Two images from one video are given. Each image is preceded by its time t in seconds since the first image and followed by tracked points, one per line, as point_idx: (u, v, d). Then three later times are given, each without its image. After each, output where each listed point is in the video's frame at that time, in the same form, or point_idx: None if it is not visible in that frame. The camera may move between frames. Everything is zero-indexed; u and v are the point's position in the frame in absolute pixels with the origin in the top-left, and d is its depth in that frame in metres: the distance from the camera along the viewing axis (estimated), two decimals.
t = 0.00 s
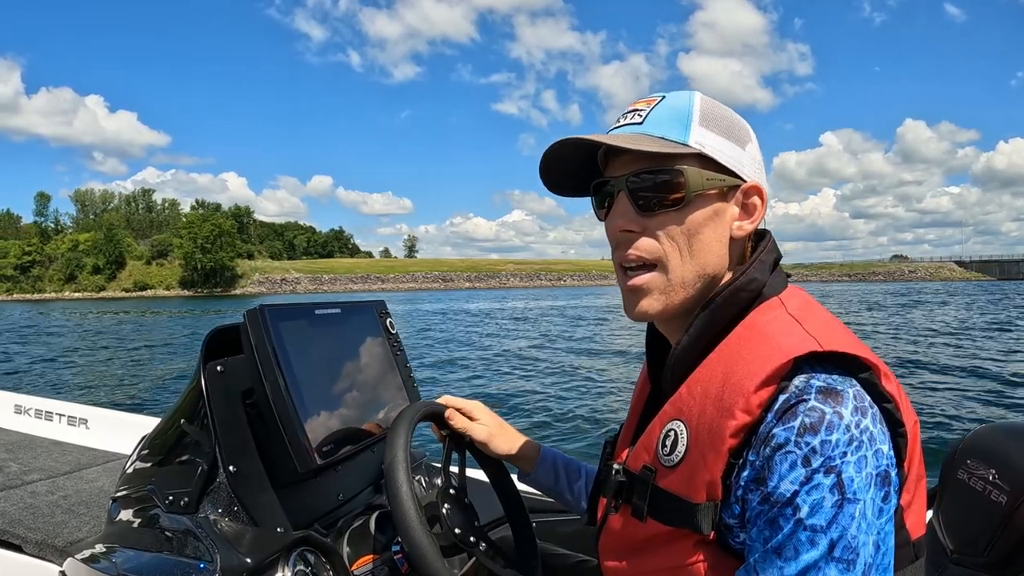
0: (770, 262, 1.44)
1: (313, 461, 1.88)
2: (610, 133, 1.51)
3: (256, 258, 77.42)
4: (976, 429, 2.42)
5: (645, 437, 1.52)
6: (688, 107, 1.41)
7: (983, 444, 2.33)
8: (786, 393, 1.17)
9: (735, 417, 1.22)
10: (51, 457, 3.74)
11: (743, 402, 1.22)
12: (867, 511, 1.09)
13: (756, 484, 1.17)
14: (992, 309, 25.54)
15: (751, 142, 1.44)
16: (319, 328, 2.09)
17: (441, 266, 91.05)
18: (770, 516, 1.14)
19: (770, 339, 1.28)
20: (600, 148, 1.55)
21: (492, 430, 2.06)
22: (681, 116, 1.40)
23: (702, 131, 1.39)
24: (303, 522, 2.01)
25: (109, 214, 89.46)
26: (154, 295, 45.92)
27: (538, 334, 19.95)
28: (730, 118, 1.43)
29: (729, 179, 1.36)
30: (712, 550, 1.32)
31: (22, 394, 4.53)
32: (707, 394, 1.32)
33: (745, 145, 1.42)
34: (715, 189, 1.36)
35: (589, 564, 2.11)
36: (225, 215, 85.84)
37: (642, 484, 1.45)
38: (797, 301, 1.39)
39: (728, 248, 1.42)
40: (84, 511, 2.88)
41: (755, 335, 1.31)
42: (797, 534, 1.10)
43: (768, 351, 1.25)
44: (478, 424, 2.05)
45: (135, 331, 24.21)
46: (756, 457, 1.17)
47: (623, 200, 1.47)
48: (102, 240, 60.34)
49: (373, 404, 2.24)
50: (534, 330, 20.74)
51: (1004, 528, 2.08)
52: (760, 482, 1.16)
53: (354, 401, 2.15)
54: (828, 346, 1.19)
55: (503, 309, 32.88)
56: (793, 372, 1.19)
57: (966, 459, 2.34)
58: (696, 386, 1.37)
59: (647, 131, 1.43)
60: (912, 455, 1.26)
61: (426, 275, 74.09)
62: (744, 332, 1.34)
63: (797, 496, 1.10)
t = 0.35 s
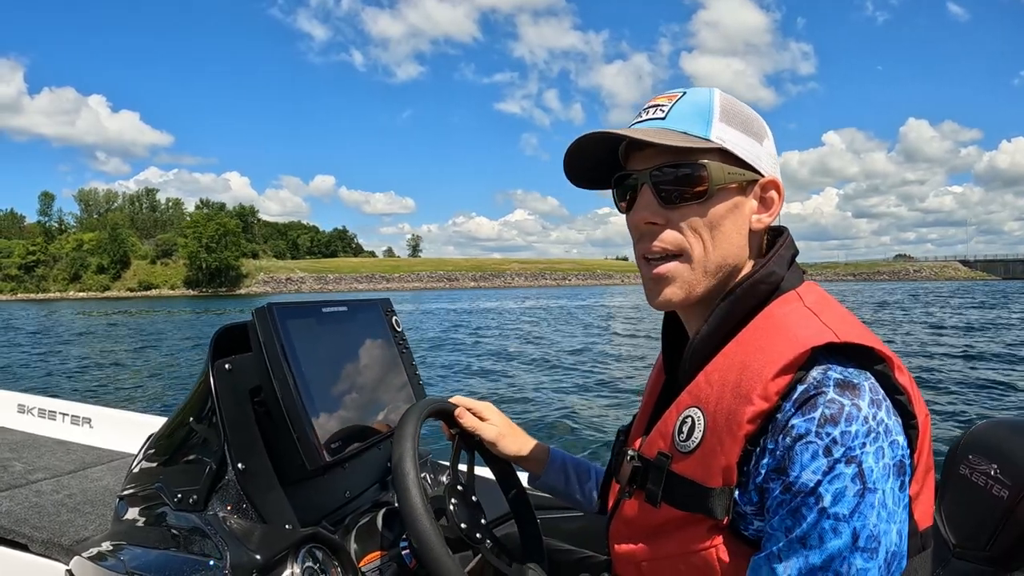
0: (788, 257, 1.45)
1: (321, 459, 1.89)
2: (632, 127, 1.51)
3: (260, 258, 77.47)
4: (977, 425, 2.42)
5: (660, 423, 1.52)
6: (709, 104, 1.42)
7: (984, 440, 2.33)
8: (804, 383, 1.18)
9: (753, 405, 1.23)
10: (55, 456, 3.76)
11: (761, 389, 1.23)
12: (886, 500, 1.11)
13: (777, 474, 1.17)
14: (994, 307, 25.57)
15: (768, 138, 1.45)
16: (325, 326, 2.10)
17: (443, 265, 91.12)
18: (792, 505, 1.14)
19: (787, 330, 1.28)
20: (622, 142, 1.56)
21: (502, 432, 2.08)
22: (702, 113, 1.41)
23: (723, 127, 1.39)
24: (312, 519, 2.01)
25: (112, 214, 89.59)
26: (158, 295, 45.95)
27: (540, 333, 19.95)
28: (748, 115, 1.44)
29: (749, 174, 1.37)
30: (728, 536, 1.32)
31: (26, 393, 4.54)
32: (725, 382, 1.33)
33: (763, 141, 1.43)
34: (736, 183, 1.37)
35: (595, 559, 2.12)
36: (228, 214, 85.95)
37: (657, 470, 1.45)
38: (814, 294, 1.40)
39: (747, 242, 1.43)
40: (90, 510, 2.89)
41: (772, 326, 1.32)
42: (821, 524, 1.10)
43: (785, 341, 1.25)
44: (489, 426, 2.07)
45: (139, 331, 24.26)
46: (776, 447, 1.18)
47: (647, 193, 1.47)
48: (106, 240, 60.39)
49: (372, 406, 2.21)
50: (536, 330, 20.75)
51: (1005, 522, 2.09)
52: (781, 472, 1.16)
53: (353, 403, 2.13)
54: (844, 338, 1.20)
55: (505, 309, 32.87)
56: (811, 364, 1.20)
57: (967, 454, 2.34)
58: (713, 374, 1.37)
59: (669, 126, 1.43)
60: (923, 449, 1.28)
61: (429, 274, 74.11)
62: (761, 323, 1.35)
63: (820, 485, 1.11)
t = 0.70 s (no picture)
0: (806, 255, 1.44)
1: (325, 457, 1.90)
2: (649, 124, 1.50)
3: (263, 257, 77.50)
4: (980, 424, 2.41)
5: (673, 416, 1.51)
6: (727, 99, 1.41)
7: (987, 439, 2.33)
8: (816, 376, 1.19)
9: (764, 396, 1.23)
10: (57, 455, 3.76)
11: (773, 380, 1.23)
12: (873, 493, 1.10)
13: (770, 452, 1.19)
14: (997, 306, 25.55)
15: (785, 133, 1.45)
16: (329, 325, 2.11)
17: (446, 264, 91.18)
18: (776, 479, 1.16)
19: (803, 324, 1.29)
20: (639, 138, 1.54)
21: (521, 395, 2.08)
22: (720, 108, 1.40)
23: (741, 123, 1.39)
24: (315, 518, 2.01)
25: (116, 213, 89.72)
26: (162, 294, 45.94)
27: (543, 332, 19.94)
28: (765, 109, 1.44)
29: (767, 169, 1.38)
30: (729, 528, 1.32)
31: (28, 392, 4.54)
32: (737, 373, 1.33)
33: (780, 136, 1.43)
34: (754, 178, 1.38)
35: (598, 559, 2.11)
36: (231, 213, 86.04)
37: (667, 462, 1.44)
38: (831, 291, 1.40)
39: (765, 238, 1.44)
40: (92, 509, 2.89)
41: (787, 320, 1.32)
42: (796, 499, 1.12)
43: (801, 335, 1.26)
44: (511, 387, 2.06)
45: (142, 330, 24.29)
46: (777, 431, 1.19)
47: (666, 189, 1.46)
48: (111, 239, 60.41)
49: (371, 405, 2.19)
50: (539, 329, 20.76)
51: (1008, 521, 2.08)
52: (775, 450, 1.18)
53: (351, 403, 2.10)
54: (859, 335, 1.20)
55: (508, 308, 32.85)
56: (824, 358, 1.21)
57: (970, 453, 2.33)
58: (727, 367, 1.37)
59: (687, 122, 1.43)
60: (933, 451, 1.27)
61: (432, 273, 74.10)
62: (777, 317, 1.35)
63: (805, 464, 1.12)
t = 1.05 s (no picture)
0: (810, 259, 1.44)
1: (321, 461, 1.89)
2: (658, 124, 1.48)
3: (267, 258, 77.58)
4: (980, 429, 2.40)
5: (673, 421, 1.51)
6: (739, 101, 1.40)
7: (987, 444, 2.31)
8: (820, 383, 1.18)
9: (768, 402, 1.23)
10: (55, 456, 3.76)
11: (778, 387, 1.22)
12: (874, 497, 1.09)
13: (773, 455, 1.18)
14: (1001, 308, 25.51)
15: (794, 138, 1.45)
16: (325, 328, 2.11)
17: (447, 265, 91.34)
18: (778, 480, 1.15)
19: (809, 329, 1.28)
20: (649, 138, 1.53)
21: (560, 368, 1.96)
22: (733, 110, 1.39)
23: (753, 126, 1.38)
24: (311, 522, 2.00)
25: (119, 213, 89.98)
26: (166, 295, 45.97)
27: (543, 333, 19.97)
28: (777, 113, 1.43)
29: (777, 174, 1.38)
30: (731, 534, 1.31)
31: (27, 393, 4.55)
32: (741, 379, 1.32)
33: (790, 140, 1.43)
34: (765, 183, 1.38)
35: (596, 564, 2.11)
36: (233, 214, 86.23)
37: (668, 465, 1.43)
38: (834, 296, 1.39)
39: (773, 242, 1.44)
40: (90, 511, 2.90)
41: (793, 325, 1.32)
42: (797, 500, 1.11)
43: (807, 340, 1.25)
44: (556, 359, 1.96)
45: (145, 330, 24.41)
46: (780, 435, 1.19)
47: (677, 192, 1.45)
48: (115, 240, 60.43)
49: (369, 407, 2.19)
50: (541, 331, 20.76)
51: (1007, 527, 2.07)
52: (776, 453, 1.17)
53: (349, 406, 2.10)
54: (864, 342, 1.19)
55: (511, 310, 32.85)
56: (830, 363, 1.20)
57: (969, 458, 2.32)
58: (729, 371, 1.36)
59: (700, 123, 1.41)
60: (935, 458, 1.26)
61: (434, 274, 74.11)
62: (782, 322, 1.35)
63: (807, 467, 1.11)
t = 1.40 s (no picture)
0: (812, 255, 1.41)
1: (321, 459, 1.87)
2: (656, 119, 1.47)
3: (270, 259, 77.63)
4: (986, 425, 2.37)
5: (679, 423, 1.48)
6: (738, 96, 1.38)
7: (994, 440, 2.28)
8: (827, 383, 1.15)
9: (775, 403, 1.20)
10: (55, 455, 3.75)
11: (783, 388, 1.20)
12: (900, 504, 1.07)
13: (790, 467, 1.15)
14: (1004, 309, 25.48)
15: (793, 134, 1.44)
16: (326, 325, 2.09)
17: (451, 265, 91.44)
18: (802, 498, 1.12)
19: (813, 328, 1.25)
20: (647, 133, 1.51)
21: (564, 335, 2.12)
22: (732, 104, 1.38)
23: (752, 121, 1.37)
24: (311, 521, 1.99)
25: (122, 214, 90.21)
26: (169, 296, 45.99)
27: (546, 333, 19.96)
28: (777, 110, 1.42)
29: (777, 169, 1.35)
30: (743, 539, 1.29)
31: (27, 393, 4.54)
32: (746, 381, 1.30)
33: (789, 136, 1.42)
34: (765, 178, 1.35)
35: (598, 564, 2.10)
36: (237, 214, 86.41)
37: (674, 469, 1.41)
38: (836, 293, 1.37)
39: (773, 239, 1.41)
40: (90, 510, 2.88)
41: (797, 324, 1.29)
42: (828, 519, 1.08)
43: (811, 339, 1.23)
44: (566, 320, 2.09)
45: (149, 331, 24.48)
46: (793, 443, 1.16)
47: (677, 187, 1.42)
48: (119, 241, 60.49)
49: (372, 407, 2.18)
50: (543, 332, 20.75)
51: (1015, 526, 2.05)
52: (795, 466, 1.14)
53: (352, 406, 2.08)
54: (870, 339, 1.17)
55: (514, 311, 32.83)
56: (834, 362, 1.17)
57: (976, 455, 2.29)
58: (733, 372, 1.34)
59: (699, 117, 1.39)
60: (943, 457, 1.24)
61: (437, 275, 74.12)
62: (785, 321, 1.32)
63: (832, 481, 1.08)
